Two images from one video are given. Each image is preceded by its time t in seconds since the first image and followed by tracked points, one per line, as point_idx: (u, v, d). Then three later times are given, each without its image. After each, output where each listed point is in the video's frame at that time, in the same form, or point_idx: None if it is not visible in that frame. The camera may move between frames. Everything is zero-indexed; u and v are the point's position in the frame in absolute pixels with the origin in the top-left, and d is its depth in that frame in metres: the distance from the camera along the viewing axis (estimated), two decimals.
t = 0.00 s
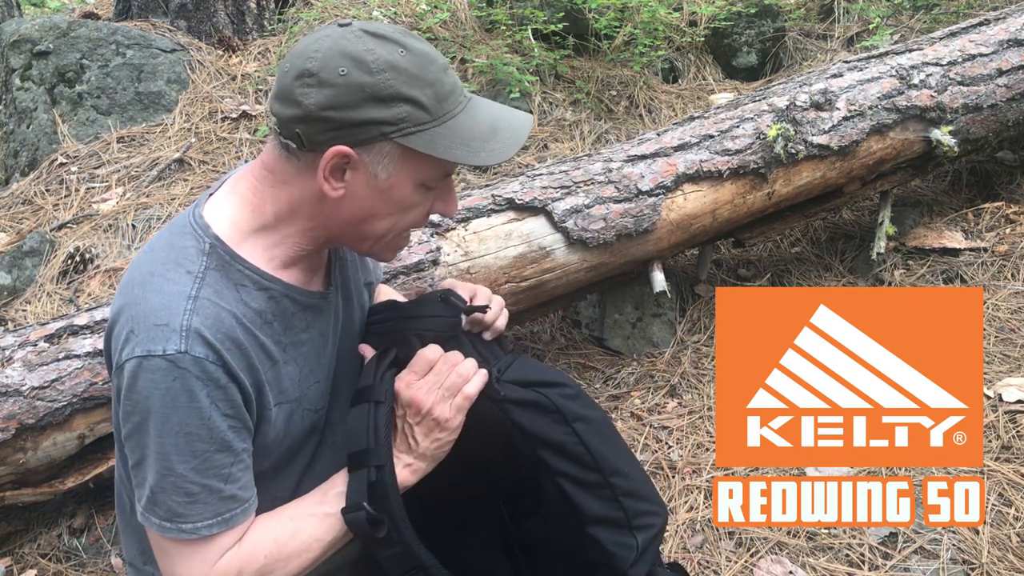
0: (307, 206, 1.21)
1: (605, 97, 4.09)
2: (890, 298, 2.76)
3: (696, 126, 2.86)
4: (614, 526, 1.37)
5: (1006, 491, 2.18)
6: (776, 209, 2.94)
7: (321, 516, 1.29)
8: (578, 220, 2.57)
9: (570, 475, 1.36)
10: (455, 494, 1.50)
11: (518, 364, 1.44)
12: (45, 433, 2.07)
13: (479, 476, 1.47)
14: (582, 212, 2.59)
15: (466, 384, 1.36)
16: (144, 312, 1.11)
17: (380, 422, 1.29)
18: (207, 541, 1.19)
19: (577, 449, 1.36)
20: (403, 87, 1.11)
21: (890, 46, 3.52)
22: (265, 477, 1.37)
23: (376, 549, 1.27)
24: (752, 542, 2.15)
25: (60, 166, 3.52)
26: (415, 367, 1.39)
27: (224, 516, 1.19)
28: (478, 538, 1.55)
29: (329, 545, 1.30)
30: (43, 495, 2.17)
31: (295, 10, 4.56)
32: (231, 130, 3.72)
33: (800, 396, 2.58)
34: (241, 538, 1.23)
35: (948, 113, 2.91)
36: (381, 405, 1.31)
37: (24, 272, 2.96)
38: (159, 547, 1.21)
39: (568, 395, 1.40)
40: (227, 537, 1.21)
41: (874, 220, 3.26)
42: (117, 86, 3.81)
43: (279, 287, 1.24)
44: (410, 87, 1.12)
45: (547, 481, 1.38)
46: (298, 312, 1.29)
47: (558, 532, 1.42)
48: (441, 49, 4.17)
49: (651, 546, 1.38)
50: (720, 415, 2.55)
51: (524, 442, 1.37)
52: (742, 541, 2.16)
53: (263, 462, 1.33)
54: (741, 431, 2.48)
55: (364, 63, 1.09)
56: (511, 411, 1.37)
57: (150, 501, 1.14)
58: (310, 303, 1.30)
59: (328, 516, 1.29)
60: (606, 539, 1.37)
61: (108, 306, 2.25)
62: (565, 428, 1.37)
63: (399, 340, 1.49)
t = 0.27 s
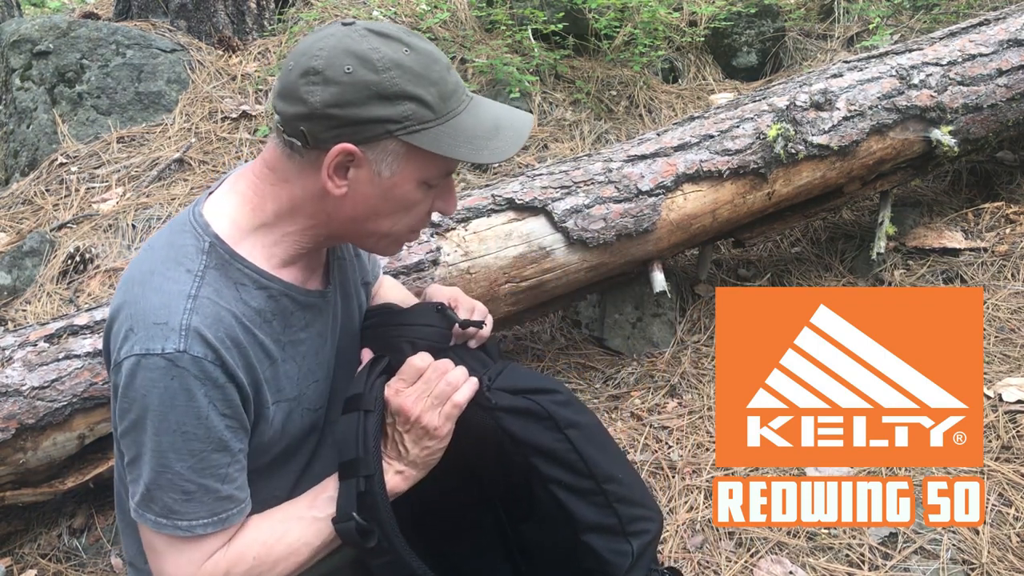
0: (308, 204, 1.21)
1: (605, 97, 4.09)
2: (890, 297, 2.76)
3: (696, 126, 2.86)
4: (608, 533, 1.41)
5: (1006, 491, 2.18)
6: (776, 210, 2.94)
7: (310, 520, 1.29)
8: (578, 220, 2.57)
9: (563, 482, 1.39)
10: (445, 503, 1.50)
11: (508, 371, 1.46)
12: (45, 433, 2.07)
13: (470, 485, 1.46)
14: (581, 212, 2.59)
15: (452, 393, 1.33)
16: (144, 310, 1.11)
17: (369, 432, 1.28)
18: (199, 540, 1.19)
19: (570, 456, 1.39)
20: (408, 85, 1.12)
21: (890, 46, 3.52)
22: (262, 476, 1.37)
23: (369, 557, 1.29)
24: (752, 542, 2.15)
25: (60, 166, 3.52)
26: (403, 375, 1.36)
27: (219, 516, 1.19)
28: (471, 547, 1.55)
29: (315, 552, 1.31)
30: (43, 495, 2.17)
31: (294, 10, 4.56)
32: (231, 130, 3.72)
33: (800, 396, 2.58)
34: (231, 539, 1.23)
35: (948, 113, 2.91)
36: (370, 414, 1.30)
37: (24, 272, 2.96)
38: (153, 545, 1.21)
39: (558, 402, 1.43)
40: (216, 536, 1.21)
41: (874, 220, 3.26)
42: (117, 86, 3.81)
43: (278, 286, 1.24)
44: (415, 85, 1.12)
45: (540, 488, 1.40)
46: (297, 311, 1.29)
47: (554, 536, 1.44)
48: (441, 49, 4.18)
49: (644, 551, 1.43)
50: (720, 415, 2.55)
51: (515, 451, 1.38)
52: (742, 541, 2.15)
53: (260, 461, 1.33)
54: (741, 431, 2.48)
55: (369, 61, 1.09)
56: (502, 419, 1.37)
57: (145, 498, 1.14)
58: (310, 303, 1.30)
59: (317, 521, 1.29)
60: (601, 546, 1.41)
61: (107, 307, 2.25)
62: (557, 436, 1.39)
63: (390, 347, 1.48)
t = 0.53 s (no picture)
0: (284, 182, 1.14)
1: (605, 97, 4.10)
2: (890, 297, 2.76)
3: (696, 126, 2.86)
4: (614, 532, 1.43)
5: (1006, 491, 2.19)
6: (776, 210, 2.95)
7: (321, 512, 1.28)
8: (578, 220, 2.58)
9: (574, 480, 1.40)
10: (451, 496, 1.49)
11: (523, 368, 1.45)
12: (45, 432, 2.07)
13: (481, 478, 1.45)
14: (582, 212, 2.59)
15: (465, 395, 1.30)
16: (145, 297, 1.06)
17: (382, 426, 1.27)
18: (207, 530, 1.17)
19: (581, 454, 1.40)
20: (339, 30, 1.00)
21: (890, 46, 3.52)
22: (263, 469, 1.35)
23: (377, 550, 1.27)
24: (752, 542, 2.15)
25: (60, 166, 3.52)
26: (415, 369, 1.31)
27: (220, 505, 1.16)
28: (468, 543, 1.53)
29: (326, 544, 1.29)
30: (43, 495, 2.17)
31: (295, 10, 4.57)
32: (232, 130, 3.73)
33: (800, 396, 2.59)
34: (240, 530, 1.21)
35: (948, 113, 2.92)
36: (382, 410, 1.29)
37: (24, 272, 2.97)
38: (155, 536, 1.18)
39: (570, 399, 1.43)
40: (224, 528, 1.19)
41: (873, 220, 3.26)
42: (117, 86, 3.81)
43: (281, 279, 1.20)
44: (345, 30, 1.01)
45: (550, 485, 1.41)
46: (300, 306, 1.25)
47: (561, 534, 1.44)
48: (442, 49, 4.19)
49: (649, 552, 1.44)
50: (720, 415, 2.55)
51: (528, 446, 1.39)
52: (742, 541, 2.16)
53: (260, 454, 1.31)
54: (741, 430, 2.48)
55: (304, 17, 1.02)
56: (516, 414, 1.38)
57: (145, 489, 1.11)
58: (313, 299, 1.27)
59: (329, 512, 1.28)
60: (607, 546, 1.42)
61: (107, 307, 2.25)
62: (569, 433, 1.40)
63: (403, 341, 1.44)
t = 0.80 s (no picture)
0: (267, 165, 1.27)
1: (605, 97, 4.10)
2: (890, 297, 2.77)
3: (696, 126, 2.86)
4: (657, 542, 1.42)
5: (1006, 491, 2.19)
6: (776, 210, 2.95)
7: (364, 496, 1.23)
8: (578, 220, 2.58)
9: (624, 486, 1.42)
10: (489, 489, 1.52)
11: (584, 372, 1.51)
12: (45, 433, 2.07)
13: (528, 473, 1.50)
14: (582, 212, 2.59)
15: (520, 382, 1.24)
16: (157, 284, 1.11)
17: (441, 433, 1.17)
18: (243, 510, 1.15)
19: (633, 460, 1.42)
20: (280, 6, 1.13)
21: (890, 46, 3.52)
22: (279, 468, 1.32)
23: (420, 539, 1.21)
24: (752, 542, 2.15)
25: (60, 166, 3.52)
26: (477, 368, 1.22)
27: (251, 479, 1.15)
28: (501, 542, 1.54)
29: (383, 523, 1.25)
30: (44, 495, 2.17)
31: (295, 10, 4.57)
32: (231, 130, 3.73)
33: (800, 396, 2.59)
34: (280, 513, 1.18)
35: (948, 113, 2.92)
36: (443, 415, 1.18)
37: (24, 272, 2.96)
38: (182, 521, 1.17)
39: (628, 407, 1.46)
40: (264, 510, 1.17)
41: (873, 220, 3.27)
42: (117, 86, 3.81)
43: (291, 270, 1.24)
44: (283, 5, 1.13)
45: (598, 486, 1.44)
46: (311, 300, 1.28)
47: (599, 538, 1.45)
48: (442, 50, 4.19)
49: (689, 567, 1.41)
50: (720, 415, 2.55)
51: (582, 445, 1.44)
52: (742, 541, 2.15)
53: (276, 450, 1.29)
54: (741, 430, 2.48)
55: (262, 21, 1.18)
56: (578, 416, 1.43)
57: (172, 473, 1.12)
58: (324, 295, 1.29)
59: (375, 498, 1.24)
60: (647, 554, 1.41)
61: (107, 307, 2.25)
62: (627, 439, 1.43)
63: (468, 335, 1.31)
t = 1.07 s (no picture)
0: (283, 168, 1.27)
1: (605, 97, 4.10)
2: (890, 297, 2.77)
3: (696, 126, 2.86)
4: (669, 548, 1.37)
5: (1006, 491, 2.19)
6: (776, 210, 2.95)
7: (374, 502, 1.24)
8: (578, 221, 2.58)
9: (640, 493, 1.37)
10: (503, 493, 1.47)
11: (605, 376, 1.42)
12: (45, 433, 2.07)
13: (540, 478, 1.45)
14: (582, 212, 2.59)
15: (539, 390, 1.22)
16: (174, 285, 1.10)
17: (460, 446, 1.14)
18: (256, 513, 1.15)
19: (651, 467, 1.36)
20: (294, 10, 1.13)
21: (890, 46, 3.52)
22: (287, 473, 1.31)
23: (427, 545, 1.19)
24: (751, 542, 2.15)
25: (60, 166, 3.52)
26: (494, 380, 1.20)
27: (264, 483, 1.15)
28: (512, 546, 1.50)
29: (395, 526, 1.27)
30: (44, 495, 2.17)
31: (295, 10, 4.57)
32: (232, 130, 3.73)
33: (801, 396, 2.58)
34: (292, 516, 1.19)
35: (948, 113, 2.92)
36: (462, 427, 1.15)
37: (24, 272, 2.97)
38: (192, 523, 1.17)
39: (647, 413, 1.38)
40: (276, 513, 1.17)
41: (873, 220, 3.27)
42: (117, 86, 3.81)
43: (307, 275, 1.23)
44: (299, 10, 1.12)
45: (614, 492, 1.39)
46: (325, 305, 1.27)
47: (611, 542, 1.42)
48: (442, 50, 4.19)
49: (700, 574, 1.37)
50: (720, 416, 2.55)
51: (602, 451, 1.38)
52: (742, 541, 2.15)
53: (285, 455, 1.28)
54: (741, 431, 2.48)
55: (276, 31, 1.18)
56: (600, 422, 1.36)
57: (184, 475, 1.11)
58: (339, 301, 1.29)
59: (386, 504, 1.24)
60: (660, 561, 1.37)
61: (107, 306, 2.25)
62: (645, 445, 1.37)
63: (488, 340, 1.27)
